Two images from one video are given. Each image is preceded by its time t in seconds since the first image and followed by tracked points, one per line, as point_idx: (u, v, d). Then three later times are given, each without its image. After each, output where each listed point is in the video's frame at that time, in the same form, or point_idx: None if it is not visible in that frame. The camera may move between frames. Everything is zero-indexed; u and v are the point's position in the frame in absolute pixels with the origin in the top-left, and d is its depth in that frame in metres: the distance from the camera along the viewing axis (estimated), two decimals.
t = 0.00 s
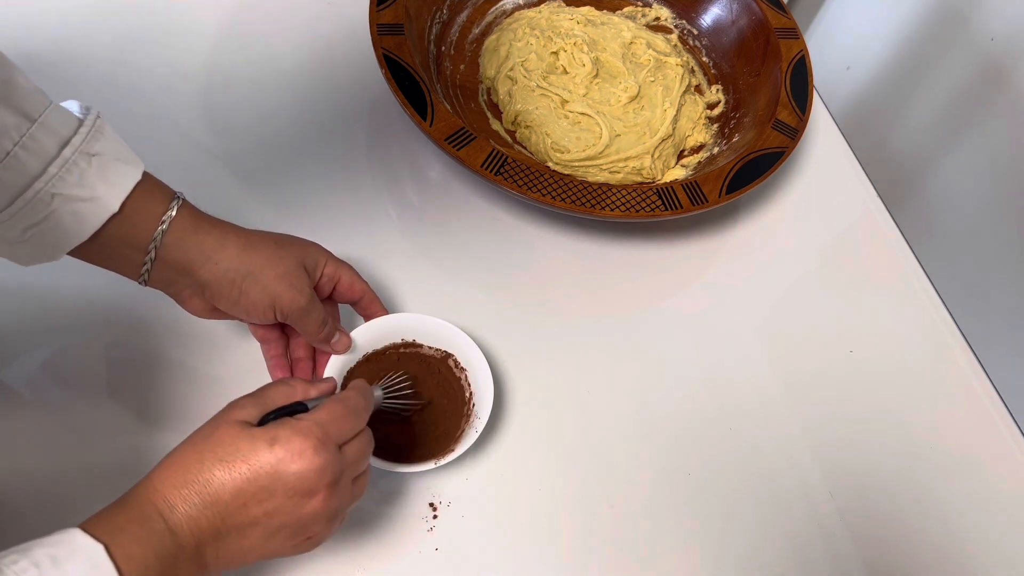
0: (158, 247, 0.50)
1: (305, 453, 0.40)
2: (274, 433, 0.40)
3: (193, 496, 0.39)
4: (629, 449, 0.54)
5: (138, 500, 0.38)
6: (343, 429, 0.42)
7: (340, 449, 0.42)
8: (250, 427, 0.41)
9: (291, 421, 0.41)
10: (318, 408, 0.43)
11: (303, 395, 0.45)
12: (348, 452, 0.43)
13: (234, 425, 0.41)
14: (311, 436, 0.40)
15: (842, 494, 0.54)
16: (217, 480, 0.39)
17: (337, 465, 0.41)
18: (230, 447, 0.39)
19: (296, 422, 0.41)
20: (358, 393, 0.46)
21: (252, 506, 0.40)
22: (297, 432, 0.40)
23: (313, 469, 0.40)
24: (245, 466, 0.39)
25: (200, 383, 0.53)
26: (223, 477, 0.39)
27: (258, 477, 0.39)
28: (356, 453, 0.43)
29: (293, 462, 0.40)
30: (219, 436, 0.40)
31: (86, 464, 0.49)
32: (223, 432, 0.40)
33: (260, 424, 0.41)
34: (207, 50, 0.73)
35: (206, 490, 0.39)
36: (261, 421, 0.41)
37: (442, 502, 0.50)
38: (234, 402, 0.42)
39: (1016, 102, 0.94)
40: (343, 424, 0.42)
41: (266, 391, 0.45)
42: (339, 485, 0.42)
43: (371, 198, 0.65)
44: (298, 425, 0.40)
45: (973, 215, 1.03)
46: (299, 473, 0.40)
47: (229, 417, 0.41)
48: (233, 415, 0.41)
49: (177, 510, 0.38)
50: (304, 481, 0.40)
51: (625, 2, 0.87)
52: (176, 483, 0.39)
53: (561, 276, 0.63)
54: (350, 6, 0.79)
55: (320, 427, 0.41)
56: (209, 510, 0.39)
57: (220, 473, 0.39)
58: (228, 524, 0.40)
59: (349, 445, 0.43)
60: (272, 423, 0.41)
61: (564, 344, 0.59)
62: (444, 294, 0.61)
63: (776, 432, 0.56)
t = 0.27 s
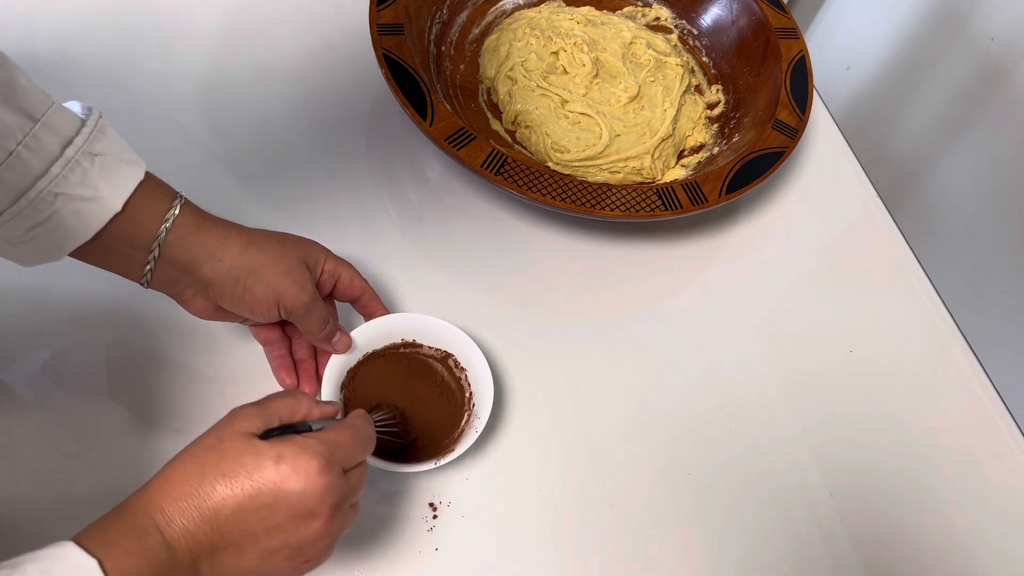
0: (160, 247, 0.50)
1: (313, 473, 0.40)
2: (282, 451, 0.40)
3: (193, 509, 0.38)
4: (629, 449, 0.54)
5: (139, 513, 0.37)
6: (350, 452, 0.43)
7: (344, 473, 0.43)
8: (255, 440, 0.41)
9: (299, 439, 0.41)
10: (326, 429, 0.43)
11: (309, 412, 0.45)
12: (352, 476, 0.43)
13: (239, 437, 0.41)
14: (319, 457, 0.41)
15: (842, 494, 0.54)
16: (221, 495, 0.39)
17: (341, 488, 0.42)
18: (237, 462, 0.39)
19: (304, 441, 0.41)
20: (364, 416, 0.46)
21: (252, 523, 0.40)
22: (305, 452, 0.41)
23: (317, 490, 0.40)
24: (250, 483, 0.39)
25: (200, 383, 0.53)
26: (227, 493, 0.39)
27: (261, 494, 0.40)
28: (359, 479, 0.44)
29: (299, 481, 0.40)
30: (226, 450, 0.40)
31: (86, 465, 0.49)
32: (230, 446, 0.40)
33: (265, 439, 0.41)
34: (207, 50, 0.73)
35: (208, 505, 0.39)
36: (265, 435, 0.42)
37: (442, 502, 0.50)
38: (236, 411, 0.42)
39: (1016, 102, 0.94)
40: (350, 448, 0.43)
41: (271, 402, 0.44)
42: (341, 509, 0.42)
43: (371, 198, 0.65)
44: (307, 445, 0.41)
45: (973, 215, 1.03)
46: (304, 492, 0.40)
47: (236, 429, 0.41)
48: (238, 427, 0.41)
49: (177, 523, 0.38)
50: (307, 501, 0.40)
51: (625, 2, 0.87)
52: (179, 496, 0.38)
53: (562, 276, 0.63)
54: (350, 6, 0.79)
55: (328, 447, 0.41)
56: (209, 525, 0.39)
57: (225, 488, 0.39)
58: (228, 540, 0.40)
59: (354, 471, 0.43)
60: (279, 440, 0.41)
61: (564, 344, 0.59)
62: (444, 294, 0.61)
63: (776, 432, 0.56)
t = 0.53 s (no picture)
0: (162, 245, 0.50)
1: (341, 420, 0.40)
2: (309, 404, 0.40)
3: (234, 474, 0.39)
4: (630, 449, 0.54)
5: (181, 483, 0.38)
6: (373, 391, 0.43)
7: (373, 413, 0.43)
8: (283, 402, 0.41)
9: (320, 392, 0.41)
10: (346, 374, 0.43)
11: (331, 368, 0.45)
12: (382, 415, 0.43)
13: (267, 402, 0.41)
14: (342, 404, 0.41)
15: (842, 494, 0.54)
16: (257, 455, 0.39)
17: (372, 429, 0.42)
18: (266, 422, 0.40)
19: (328, 392, 0.41)
20: (384, 356, 0.46)
21: (296, 479, 0.41)
22: (328, 400, 0.41)
23: (348, 435, 0.40)
24: (284, 439, 0.40)
25: (200, 383, 0.53)
26: (262, 451, 0.39)
27: (296, 449, 0.40)
28: (391, 416, 0.43)
29: (330, 430, 0.40)
30: (254, 413, 0.40)
31: (86, 464, 0.48)
32: (256, 409, 0.41)
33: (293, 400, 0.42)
34: (207, 50, 0.73)
35: (247, 466, 0.39)
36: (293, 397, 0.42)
37: (442, 502, 0.50)
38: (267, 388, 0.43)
39: (1016, 102, 0.94)
40: (372, 387, 0.43)
41: (296, 372, 0.45)
42: (377, 449, 0.42)
43: (371, 198, 0.65)
44: (329, 394, 0.41)
45: (973, 215, 1.03)
46: (336, 441, 0.40)
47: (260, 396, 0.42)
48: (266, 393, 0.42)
49: (220, 489, 0.39)
50: (341, 448, 0.41)
51: (625, 2, 0.87)
52: (218, 462, 0.39)
53: (562, 276, 0.63)
54: (350, 6, 0.79)
55: (351, 394, 0.42)
56: (252, 487, 0.40)
57: (258, 448, 0.39)
58: (274, 498, 0.41)
59: (383, 407, 0.43)
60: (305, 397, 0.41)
61: (564, 344, 0.59)
62: (445, 294, 0.61)
63: (776, 432, 0.56)
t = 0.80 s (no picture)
0: (164, 250, 0.50)
1: (308, 456, 0.40)
2: (276, 434, 0.40)
3: (193, 496, 0.39)
4: (630, 449, 0.54)
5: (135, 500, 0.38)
6: (344, 432, 0.43)
7: (341, 452, 0.43)
8: (249, 427, 0.41)
9: (290, 423, 0.41)
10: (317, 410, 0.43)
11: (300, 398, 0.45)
12: (349, 455, 0.43)
13: (231, 425, 0.41)
14: (313, 439, 0.41)
15: (842, 493, 0.54)
16: (217, 478, 0.39)
17: (337, 468, 0.42)
18: (230, 449, 0.40)
19: (297, 424, 0.41)
20: (353, 395, 0.46)
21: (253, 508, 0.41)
22: (299, 434, 0.41)
23: (312, 472, 0.41)
24: (246, 470, 0.40)
25: (201, 386, 0.53)
26: (223, 478, 0.39)
27: (259, 478, 0.40)
28: (355, 458, 0.44)
29: (294, 464, 0.40)
30: (218, 436, 0.40)
31: (87, 466, 0.49)
32: (221, 430, 0.40)
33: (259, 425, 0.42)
34: (207, 50, 0.73)
35: (205, 490, 0.39)
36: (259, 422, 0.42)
37: (442, 502, 0.50)
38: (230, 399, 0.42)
39: (1016, 102, 0.94)
40: (343, 428, 0.43)
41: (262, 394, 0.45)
42: (338, 488, 0.43)
43: (371, 199, 0.65)
44: (300, 427, 0.41)
45: (972, 214, 1.03)
46: (300, 476, 0.40)
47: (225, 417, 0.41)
48: (230, 415, 0.41)
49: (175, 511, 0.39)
50: (304, 484, 0.41)
51: (625, 2, 0.87)
52: (176, 480, 0.39)
53: (562, 277, 0.63)
54: (350, 6, 0.79)
55: (322, 430, 0.42)
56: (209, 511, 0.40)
57: (219, 472, 0.40)
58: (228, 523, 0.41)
59: (350, 449, 0.44)
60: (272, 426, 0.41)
61: (565, 344, 0.59)
62: (445, 295, 0.61)
63: (776, 432, 0.56)
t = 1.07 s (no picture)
0: (165, 254, 0.50)
1: (356, 444, 0.41)
2: (322, 425, 0.41)
3: (244, 489, 0.40)
4: (630, 449, 0.54)
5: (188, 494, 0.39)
6: (389, 421, 0.43)
7: (388, 441, 0.43)
8: (298, 421, 0.41)
9: (337, 413, 0.41)
10: (362, 401, 0.43)
11: (349, 393, 0.45)
12: (395, 444, 0.43)
13: (281, 419, 0.41)
14: (358, 427, 0.41)
15: (842, 494, 0.54)
16: (266, 470, 0.40)
17: (384, 457, 0.42)
18: (279, 441, 0.40)
19: (343, 415, 0.41)
20: (399, 386, 0.46)
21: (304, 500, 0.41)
22: (344, 423, 0.41)
23: (360, 459, 0.41)
24: (295, 459, 0.40)
25: (201, 387, 0.53)
26: (273, 469, 0.40)
27: (308, 468, 0.40)
28: (403, 447, 0.44)
29: (342, 453, 0.40)
30: (267, 429, 0.41)
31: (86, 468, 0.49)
32: (271, 424, 0.41)
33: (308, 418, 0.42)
34: (207, 50, 0.73)
35: (255, 483, 0.40)
36: (308, 415, 0.42)
37: (442, 502, 0.50)
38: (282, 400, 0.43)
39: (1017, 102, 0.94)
40: (389, 417, 0.43)
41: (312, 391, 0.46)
42: (387, 477, 0.43)
43: (371, 199, 0.65)
44: (346, 416, 0.41)
45: (973, 214, 1.03)
46: (348, 463, 0.40)
47: (274, 413, 0.42)
48: (281, 410, 0.42)
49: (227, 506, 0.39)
50: (353, 471, 0.41)
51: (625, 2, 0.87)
52: (226, 470, 0.40)
53: (562, 277, 0.63)
54: (350, 6, 0.79)
55: (366, 419, 0.42)
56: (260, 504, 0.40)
57: (268, 463, 0.40)
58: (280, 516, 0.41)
59: (397, 439, 0.44)
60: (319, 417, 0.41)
61: (565, 344, 0.59)
62: (445, 295, 0.61)
63: (776, 432, 0.56)
